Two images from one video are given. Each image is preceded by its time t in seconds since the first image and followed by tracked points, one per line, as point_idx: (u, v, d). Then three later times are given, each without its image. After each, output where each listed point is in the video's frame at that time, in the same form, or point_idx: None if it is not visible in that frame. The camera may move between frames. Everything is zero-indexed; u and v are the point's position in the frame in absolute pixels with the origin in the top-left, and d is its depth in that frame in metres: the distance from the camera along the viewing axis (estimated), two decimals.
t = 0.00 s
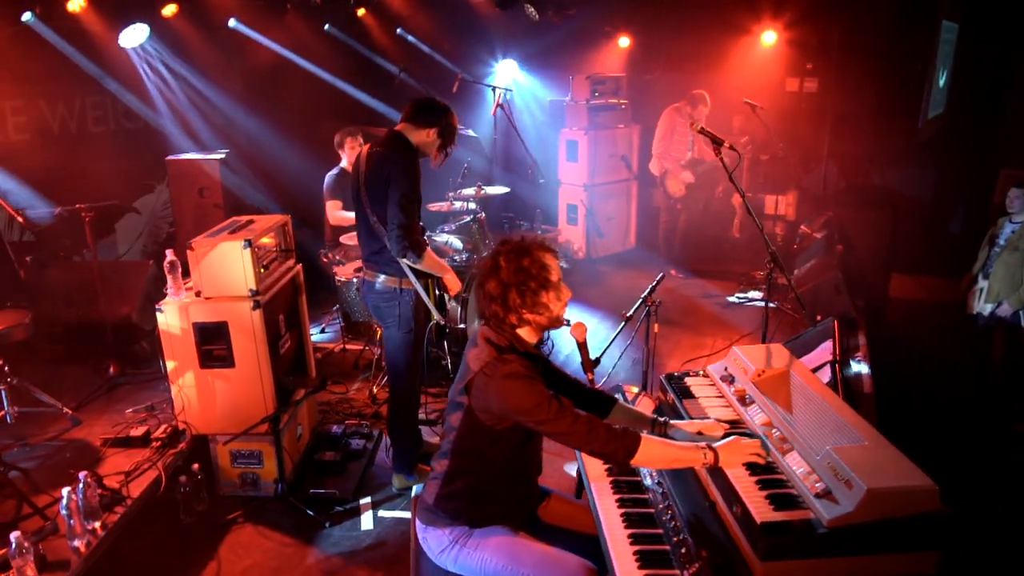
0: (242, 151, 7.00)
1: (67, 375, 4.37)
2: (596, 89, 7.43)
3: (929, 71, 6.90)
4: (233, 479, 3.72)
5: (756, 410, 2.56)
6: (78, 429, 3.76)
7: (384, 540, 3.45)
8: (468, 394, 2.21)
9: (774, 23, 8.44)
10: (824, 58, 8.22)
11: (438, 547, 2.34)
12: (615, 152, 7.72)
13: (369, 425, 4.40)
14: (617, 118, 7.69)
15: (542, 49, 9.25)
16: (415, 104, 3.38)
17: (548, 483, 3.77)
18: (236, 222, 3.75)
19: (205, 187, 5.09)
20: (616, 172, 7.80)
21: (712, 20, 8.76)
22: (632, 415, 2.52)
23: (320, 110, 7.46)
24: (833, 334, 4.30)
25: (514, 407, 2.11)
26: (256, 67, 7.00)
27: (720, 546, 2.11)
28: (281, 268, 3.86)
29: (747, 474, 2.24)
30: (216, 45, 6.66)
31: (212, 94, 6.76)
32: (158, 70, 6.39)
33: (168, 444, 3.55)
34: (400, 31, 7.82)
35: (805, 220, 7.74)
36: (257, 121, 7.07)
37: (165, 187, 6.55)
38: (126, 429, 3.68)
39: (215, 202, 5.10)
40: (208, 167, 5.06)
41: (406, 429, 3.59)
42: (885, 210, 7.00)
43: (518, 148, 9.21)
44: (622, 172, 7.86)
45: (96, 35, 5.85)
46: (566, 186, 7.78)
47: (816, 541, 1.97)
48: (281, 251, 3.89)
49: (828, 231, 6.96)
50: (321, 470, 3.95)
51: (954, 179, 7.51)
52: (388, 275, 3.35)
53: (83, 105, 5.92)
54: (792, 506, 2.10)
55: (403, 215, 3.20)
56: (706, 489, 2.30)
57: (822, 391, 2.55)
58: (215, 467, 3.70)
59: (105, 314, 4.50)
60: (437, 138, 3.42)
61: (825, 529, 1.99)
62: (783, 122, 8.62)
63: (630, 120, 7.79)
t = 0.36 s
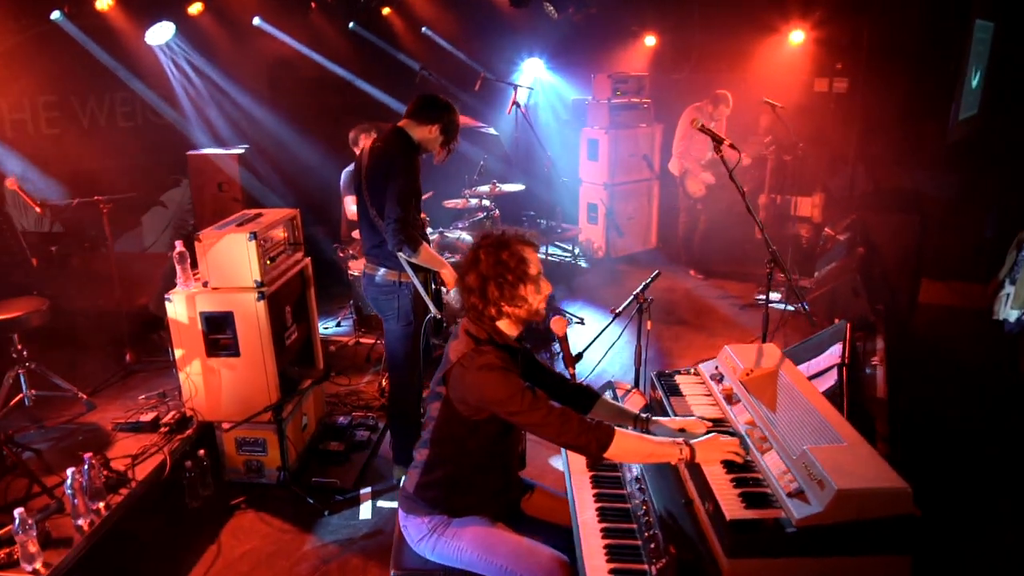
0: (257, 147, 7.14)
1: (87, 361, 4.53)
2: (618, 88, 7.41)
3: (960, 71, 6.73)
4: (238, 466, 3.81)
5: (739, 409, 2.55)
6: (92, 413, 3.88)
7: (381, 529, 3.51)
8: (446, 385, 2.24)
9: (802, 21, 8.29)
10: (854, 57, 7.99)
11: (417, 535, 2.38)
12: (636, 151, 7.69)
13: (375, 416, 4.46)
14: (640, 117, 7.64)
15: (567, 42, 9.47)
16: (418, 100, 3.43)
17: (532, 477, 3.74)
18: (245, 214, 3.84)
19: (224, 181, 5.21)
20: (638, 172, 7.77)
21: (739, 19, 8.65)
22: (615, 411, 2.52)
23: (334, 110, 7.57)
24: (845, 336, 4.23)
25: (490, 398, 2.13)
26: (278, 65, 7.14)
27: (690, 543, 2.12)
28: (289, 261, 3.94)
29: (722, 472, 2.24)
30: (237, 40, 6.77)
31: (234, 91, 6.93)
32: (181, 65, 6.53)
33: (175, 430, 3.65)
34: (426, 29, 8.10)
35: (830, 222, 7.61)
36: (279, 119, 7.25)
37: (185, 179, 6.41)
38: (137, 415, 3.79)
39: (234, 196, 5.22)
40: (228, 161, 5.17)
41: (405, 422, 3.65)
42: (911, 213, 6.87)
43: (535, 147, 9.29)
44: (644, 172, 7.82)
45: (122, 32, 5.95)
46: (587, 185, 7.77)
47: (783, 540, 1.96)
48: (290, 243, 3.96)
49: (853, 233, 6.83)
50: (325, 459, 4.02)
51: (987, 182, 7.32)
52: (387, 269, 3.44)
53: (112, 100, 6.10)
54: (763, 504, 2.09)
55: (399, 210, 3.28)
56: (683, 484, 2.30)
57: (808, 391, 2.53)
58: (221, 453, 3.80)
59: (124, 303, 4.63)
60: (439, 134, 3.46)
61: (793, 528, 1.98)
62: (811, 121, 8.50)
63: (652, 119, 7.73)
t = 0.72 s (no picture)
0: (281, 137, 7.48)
1: (109, 349, 4.67)
2: (642, 89, 7.38)
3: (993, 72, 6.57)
4: (249, 455, 3.90)
5: (731, 410, 2.55)
6: (111, 400, 4.01)
7: (384, 520, 3.56)
8: (432, 377, 2.30)
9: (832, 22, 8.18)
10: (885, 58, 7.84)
11: (406, 527, 2.41)
12: (660, 152, 7.64)
13: (386, 411, 4.52)
14: (664, 118, 7.60)
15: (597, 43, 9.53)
16: (428, 98, 3.48)
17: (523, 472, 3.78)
18: (261, 209, 3.92)
19: (247, 177, 5.34)
20: (661, 173, 7.72)
21: (768, 19, 8.54)
22: (606, 408, 2.53)
23: (353, 110, 7.82)
24: (860, 342, 4.16)
25: (473, 391, 2.18)
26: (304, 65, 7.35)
27: (672, 542, 2.13)
28: (302, 255, 4.01)
29: (707, 471, 2.24)
30: (263, 38, 6.99)
31: (260, 92, 7.21)
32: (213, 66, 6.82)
33: (189, 418, 3.75)
34: (452, 29, 8.22)
35: (857, 225, 7.49)
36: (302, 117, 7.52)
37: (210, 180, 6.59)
38: (153, 403, 3.90)
39: (256, 191, 5.35)
40: (251, 158, 5.30)
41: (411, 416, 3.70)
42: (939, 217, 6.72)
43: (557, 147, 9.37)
44: (668, 173, 7.77)
45: (152, 32, 6.13)
46: (610, 185, 7.76)
47: (761, 542, 1.97)
48: (304, 238, 4.04)
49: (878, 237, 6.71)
50: (335, 451, 4.09)
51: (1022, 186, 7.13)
52: (394, 265, 3.57)
53: (145, 97, 6.31)
54: (745, 505, 2.08)
55: (402, 208, 3.42)
56: (671, 483, 2.30)
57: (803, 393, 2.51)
58: (233, 442, 3.90)
59: (147, 294, 4.78)
60: (448, 133, 3.51)
61: (772, 531, 1.98)
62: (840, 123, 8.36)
63: (677, 119, 7.68)
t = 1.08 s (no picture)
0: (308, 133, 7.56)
1: (136, 338, 4.82)
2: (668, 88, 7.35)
3: None
4: (264, 444, 3.99)
5: (728, 409, 2.55)
6: (133, 387, 4.14)
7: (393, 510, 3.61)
8: (422, 368, 2.40)
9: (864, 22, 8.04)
10: (919, 58, 7.69)
11: (402, 516, 2.47)
12: (687, 152, 7.60)
13: (400, 404, 4.58)
14: (691, 118, 7.55)
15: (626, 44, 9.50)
16: (441, 97, 3.61)
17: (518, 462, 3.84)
18: (280, 204, 4.00)
19: (271, 173, 5.45)
20: (687, 173, 7.67)
21: (799, 18, 8.43)
22: (604, 405, 2.57)
23: (378, 109, 7.90)
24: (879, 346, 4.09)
25: (457, 380, 2.29)
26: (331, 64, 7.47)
27: (660, 538, 2.13)
28: (318, 250, 4.10)
29: (699, 470, 2.25)
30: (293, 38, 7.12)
31: (287, 91, 7.30)
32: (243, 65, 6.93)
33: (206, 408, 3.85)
34: (480, 28, 8.31)
35: (886, 228, 7.36)
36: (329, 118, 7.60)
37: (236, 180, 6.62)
38: (173, 391, 4.02)
39: (280, 187, 5.46)
40: (275, 155, 5.40)
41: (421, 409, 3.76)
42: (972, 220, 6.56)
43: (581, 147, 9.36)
44: (694, 173, 7.71)
45: (183, 31, 6.30)
46: (635, 185, 7.73)
47: (747, 541, 1.96)
48: (321, 232, 4.12)
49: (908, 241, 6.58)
50: (349, 443, 4.16)
51: None
52: (405, 260, 3.69)
53: (176, 94, 6.46)
54: (734, 504, 2.09)
55: (413, 204, 3.53)
56: (664, 481, 2.32)
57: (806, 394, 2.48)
58: (249, 431, 3.99)
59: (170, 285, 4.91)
60: (460, 130, 3.64)
61: (758, 531, 1.98)
62: (873, 124, 8.22)
63: (704, 119, 7.62)
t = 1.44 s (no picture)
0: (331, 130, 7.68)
1: (159, 329, 4.95)
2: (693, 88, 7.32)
3: None
4: (278, 433, 4.08)
5: (726, 407, 2.55)
6: (154, 375, 4.26)
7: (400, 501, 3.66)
8: (421, 359, 2.43)
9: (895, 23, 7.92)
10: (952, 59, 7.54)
11: (401, 504, 2.51)
12: (711, 153, 7.55)
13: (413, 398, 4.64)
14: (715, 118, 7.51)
15: (654, 43, 9.39)
16: (452, 94, 3.67)
17: (521, 456, 3.85)
18: (298, 199, 4.08)
19: (294, 169, 5.55)
20: (711, 174, 7.62)
21: (829, 19, 8.33)
22: (601, 399, 2.58)
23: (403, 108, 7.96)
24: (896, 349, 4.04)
25: (455, 370, 2.32)
26: (363, 66, 7.60)
27: (650, 532, 2.15)
28: (334, 245, 4.17)
29: (691, 466, 2.26)
30: (319, 35, 7.27)
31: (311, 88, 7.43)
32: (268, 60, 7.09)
33: (223, 397, 3.94)
34: (508, 28, 8.36)
35: (914, 232, 7.23)
36: (351, 116, 7.66)
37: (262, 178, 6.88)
38: (192, 380, 4.13)
39: (303, 182, 5.56)
40: (298, 151, 5.50)
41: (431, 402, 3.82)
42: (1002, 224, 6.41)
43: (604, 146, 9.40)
44: (717, 174, 7.65)
45: (211, 29, 6.47)
46: (658, 185, 7.70)
47: (732, 537, 1.99)
48: (337, 228, 4.19)
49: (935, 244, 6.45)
50: (361, 435, 4.23)
51: None
52: (417, 256, 3.74)
53: (206, 90, 6.64)
54: (723, 500, 2.10)
55: (424, 200, 3.59)
56: (657, 476, 2.34)
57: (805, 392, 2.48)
58: (264, 420, 4.08)
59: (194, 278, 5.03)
60: (472, 128, 3.69)
61: (744, 527, 2.00)
62: (905, 126, 8.07)
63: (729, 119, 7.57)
